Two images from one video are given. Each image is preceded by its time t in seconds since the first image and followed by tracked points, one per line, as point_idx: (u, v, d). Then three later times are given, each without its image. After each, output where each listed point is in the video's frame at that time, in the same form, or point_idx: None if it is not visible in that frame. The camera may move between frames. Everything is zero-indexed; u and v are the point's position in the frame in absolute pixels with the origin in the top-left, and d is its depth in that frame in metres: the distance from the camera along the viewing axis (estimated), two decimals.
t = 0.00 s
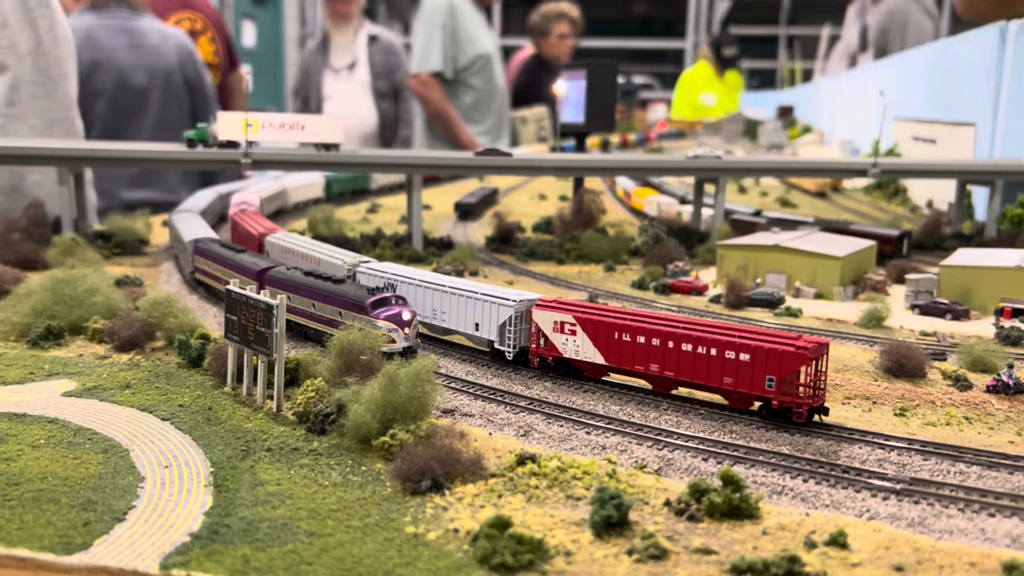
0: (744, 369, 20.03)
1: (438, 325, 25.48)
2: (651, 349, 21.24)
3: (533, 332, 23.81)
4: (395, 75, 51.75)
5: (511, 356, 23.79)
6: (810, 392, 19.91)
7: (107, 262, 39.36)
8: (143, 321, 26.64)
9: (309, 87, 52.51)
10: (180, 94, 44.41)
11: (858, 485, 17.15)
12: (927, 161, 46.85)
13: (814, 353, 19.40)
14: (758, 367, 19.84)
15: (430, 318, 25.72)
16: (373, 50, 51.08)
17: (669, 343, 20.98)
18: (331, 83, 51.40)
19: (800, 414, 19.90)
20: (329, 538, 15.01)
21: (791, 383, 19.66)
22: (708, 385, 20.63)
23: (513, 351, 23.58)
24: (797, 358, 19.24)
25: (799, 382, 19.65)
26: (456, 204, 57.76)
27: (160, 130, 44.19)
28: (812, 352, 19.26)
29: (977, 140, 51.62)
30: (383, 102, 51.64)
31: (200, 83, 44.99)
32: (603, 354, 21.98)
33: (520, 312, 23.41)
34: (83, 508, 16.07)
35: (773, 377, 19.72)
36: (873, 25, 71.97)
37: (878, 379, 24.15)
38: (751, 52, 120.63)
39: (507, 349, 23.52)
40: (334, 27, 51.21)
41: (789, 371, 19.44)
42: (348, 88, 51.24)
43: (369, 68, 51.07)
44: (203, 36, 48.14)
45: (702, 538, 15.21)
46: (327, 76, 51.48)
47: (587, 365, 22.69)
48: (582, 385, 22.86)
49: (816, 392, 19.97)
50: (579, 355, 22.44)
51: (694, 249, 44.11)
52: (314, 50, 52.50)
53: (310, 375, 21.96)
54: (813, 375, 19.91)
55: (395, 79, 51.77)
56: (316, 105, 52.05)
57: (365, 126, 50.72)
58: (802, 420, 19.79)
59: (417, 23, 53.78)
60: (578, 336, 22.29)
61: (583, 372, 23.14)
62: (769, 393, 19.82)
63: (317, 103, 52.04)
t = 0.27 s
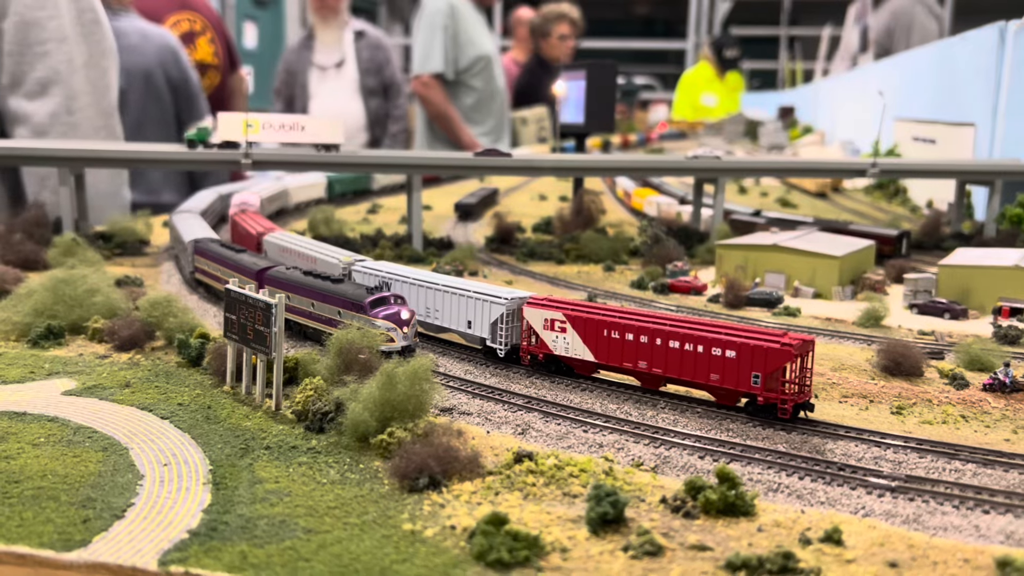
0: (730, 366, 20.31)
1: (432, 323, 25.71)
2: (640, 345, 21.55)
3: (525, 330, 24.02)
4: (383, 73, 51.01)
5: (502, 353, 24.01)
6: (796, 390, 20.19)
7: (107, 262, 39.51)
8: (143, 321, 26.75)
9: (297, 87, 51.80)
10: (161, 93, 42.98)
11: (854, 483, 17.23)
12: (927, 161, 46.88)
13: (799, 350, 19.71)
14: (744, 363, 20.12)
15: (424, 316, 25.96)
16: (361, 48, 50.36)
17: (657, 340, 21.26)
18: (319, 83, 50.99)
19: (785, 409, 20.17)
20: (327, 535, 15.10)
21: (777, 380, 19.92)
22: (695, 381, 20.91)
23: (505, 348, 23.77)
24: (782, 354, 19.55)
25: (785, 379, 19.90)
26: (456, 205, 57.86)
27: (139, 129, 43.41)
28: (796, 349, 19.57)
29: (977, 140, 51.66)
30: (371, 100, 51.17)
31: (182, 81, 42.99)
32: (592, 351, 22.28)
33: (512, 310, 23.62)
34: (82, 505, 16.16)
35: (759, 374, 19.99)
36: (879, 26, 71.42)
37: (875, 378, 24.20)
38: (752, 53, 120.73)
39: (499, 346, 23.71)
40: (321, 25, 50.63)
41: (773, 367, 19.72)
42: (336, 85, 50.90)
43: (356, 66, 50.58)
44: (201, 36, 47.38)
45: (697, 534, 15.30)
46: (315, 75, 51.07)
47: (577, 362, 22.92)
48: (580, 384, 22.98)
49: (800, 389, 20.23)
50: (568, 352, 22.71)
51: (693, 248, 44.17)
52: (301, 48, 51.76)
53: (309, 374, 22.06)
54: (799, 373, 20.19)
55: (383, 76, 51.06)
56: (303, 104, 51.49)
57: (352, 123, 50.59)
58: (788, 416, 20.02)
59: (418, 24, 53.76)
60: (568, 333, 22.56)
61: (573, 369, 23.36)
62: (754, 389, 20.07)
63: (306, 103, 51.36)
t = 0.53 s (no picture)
0: (716, 366, 20.49)
1: (423, 323, 25.89)
2: (627, 345, 21.77)
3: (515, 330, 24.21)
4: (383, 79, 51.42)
5: (491, 352, 24.19)
6: (781, 389, 20.33)
7: (106, 264, 39.65)
8: (141, 322, 26.86)
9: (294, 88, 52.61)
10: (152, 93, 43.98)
11: (847, 483, 17.28)
12: (925, 161, 46.93)
13: (784, 350, 19.89)
14: (729, 363, 20.28)
15: (415, 316, 26.14)
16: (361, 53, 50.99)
17: (644, 340, 21.45)
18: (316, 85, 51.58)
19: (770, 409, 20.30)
20: (320, 535, 15.18)
21: (761, 379, 20.07)
22: (681, 380, 21.11)
23: (495, 348, 23.93)
24: (766, 354, 19.74)
25: (769, 378, 20.04)
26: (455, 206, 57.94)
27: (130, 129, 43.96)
28: (780, 349, 19.76)
29: (975, 141, 51.71)
30: (370, 108, 51.47)
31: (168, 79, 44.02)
32: (581, 351, 22.45)
33: (502, 310, 23.82)
34: (78, 506, 16.25)
35: (744, 373, 20.16)
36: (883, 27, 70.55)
37: (870, 379, 24.26)
38: (752, 53, 120.87)
39: (489, 345, 23.87)
40: (322, 26, 50.71)
41: (758, 367, 19.90)
42: (335, 92, 51.26)
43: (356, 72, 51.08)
44: (201, 37, 47.31)
45: (690, 534, 15.37)
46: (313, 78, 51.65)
47: (566, 362, 23.10)
48: (574, 384, 23.07)
49: (785, 389, 20.37)
50: (558, 352, 22.86)
51: (691, 249, 44.23)
52: (299, 50, 52.55)
53: (305, 375, 22.15)
54: (783, 372, 20.36)
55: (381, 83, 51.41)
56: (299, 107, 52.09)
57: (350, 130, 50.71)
58: (772, 415, 20.14)
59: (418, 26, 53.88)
60: (557, 333, 22.72)
61: (562, 369, 23.54)
62: (739, 388, 20.23)
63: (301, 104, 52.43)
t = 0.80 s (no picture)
0: (703, 364, 20.67)
1: (416, 322, 26.08)
2: (616, 343, 21.99)
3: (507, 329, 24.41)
4: (388, 78, 51.32)
5: (484, 352, 24.42)
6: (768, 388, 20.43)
7: (106, 265, 39.68)
8: (141, 323, 26.87)
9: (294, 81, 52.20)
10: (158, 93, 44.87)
11: (847, 484, 17.26)
12: (926, 161, 46.90)
13: (770, 348, 20.02)
14: (716, 361, 20.45)
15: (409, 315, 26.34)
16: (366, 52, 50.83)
17: (633, 338, 21.68)
18: (318, 80, 51.08)
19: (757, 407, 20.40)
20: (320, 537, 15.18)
21: (748, 378, 20.18)
22: (669, 379, 21.30)
23: (487, 347, 24.19)
24: (752, 352, 19.89)
25: (756, 376, 20.13)
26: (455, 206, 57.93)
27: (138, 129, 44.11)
28: (767, 347, 19.89)
29: (976, 141, 51.68)
30: (371, 107, 51.32)
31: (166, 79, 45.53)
32: (571, 349, 22.71)
33: (493, 309, 24.05)
34: (77, 508, 16.24)
35: (730, 372, 20.32)
36: (885, 28, 70.22)
37: (870, 379, 24.25)
38: (753, 53, 120.91)
39: (481, 344, 24.12)
40: (331, 19, 49.92)
41: (744, 365, 20.07)
42: (338, 89, 50.92)
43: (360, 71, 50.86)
44: (202, 38, 47.33)
45: (689, 535, 15.38)
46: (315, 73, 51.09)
47: (557, 360, 23.33)
48: (573, 385, 23.10)
49: (772, 388, 20.47)
50: (548, 350, 23.12)
51: (691, 250, 44.23)
52: (302, 42, 51.82)
53: (305, 376, 22.14)
54: (771, 371, 20.49)
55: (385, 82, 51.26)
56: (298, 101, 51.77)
57: (350, 128, 50.53)
58: (758, 413, 20.27)
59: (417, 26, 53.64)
60: (547, 332, 22.98)
61: (553, 367, 23.77)
62: (726, 386, 20.39)
63: (299, 98, 52.12)
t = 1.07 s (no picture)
0: (700, 363, 20.65)
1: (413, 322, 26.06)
2: (613, 343, 21.96)
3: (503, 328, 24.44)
4: (380, 79, 51.38)
5: (482, 351, 24.37)
6: (765, 387, 20.42)
7: (107, 265, 39.63)
8: (142, 324, 26.81)
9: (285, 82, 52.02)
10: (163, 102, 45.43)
11: (851, 485, 17.22)
12: (927, 161, 46.88)
13: (767, 348, 20.00)
14: (713, 361, 20.43)
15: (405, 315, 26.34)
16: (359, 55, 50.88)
17: (631, 337, 21.65)
18: (309, 79, 50.80)
19: (753, 406, 20.39)
20: (324, 538, 15.13)
21: (746, 377, 20.18)
22: (666, 378, 21.29)
23: (483, 346, 24.19)
24: (750, 351, 19.85)
25: (754, 376, 20.12)
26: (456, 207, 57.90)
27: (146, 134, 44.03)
28: (764, 346, 19.90)
29: (977, 140, 51.66)
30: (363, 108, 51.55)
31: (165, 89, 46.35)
32: (569, 348, 22.66)
33: (490, 309, 24.10)
34: (80, 510, 16.20)
35: (728, 371, 20.29)
36: (888, 28, 70.06)
37: (873, 379, 24.21)
38: (753, 53, 120.99)
39: (478, 344, 24.13)
40: (324, 17, 50.02)
41: (742, 364, 20.04)
42: (328, 90, 50.71)
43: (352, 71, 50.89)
44: (201, 39, 47.29)
45: (694, 536, 15.34)
46: (304, 74, 50.82)
47: (555, 359, 23.29)
48: (576, 385, 23.04)
49: (769, 386, 20.46)
50: (546, 350, 23.07)
51: (693, 250, 44.19)
52: (291, 44, 51.69)
53: (308, 377, 22.08)
54: (768, 370, 20.49)
55: (377, 83, 51.38)
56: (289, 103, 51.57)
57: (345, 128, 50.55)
58: (756, 412, 20.26)
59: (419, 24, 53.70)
60: (545, 331, 22.92)
61: (551, 366, 23.74)
62: (723, 386, 20.38)
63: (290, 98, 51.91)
